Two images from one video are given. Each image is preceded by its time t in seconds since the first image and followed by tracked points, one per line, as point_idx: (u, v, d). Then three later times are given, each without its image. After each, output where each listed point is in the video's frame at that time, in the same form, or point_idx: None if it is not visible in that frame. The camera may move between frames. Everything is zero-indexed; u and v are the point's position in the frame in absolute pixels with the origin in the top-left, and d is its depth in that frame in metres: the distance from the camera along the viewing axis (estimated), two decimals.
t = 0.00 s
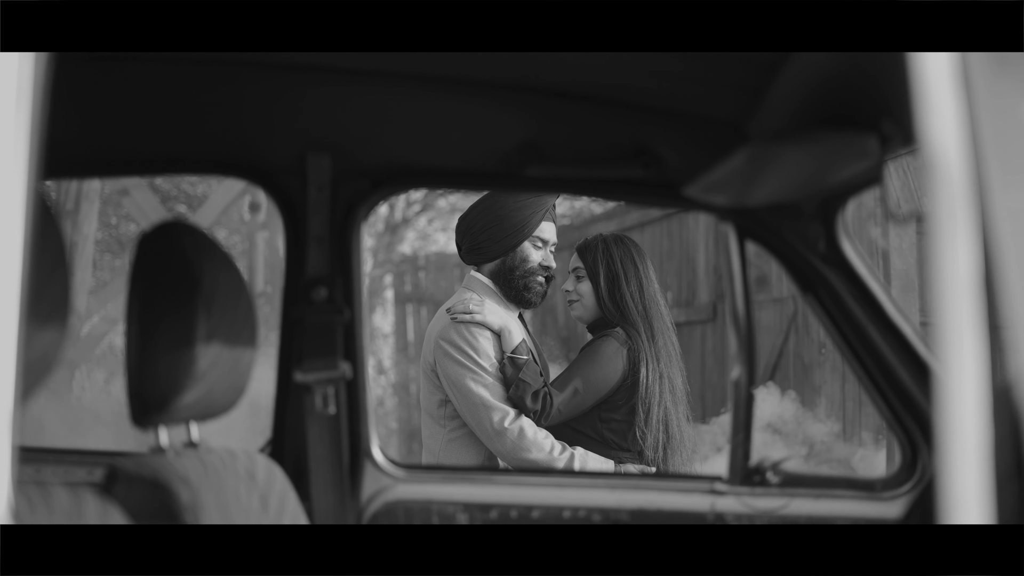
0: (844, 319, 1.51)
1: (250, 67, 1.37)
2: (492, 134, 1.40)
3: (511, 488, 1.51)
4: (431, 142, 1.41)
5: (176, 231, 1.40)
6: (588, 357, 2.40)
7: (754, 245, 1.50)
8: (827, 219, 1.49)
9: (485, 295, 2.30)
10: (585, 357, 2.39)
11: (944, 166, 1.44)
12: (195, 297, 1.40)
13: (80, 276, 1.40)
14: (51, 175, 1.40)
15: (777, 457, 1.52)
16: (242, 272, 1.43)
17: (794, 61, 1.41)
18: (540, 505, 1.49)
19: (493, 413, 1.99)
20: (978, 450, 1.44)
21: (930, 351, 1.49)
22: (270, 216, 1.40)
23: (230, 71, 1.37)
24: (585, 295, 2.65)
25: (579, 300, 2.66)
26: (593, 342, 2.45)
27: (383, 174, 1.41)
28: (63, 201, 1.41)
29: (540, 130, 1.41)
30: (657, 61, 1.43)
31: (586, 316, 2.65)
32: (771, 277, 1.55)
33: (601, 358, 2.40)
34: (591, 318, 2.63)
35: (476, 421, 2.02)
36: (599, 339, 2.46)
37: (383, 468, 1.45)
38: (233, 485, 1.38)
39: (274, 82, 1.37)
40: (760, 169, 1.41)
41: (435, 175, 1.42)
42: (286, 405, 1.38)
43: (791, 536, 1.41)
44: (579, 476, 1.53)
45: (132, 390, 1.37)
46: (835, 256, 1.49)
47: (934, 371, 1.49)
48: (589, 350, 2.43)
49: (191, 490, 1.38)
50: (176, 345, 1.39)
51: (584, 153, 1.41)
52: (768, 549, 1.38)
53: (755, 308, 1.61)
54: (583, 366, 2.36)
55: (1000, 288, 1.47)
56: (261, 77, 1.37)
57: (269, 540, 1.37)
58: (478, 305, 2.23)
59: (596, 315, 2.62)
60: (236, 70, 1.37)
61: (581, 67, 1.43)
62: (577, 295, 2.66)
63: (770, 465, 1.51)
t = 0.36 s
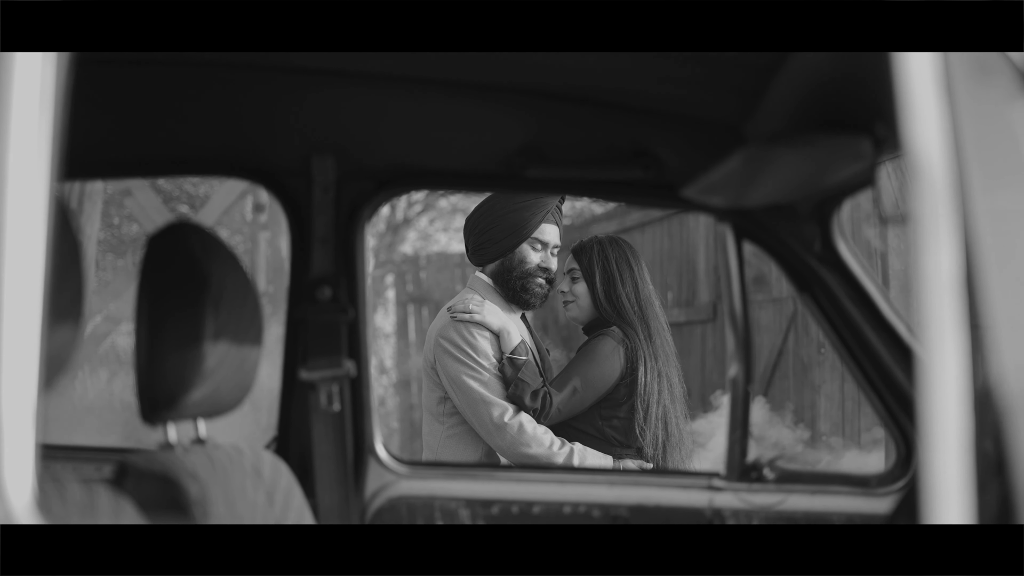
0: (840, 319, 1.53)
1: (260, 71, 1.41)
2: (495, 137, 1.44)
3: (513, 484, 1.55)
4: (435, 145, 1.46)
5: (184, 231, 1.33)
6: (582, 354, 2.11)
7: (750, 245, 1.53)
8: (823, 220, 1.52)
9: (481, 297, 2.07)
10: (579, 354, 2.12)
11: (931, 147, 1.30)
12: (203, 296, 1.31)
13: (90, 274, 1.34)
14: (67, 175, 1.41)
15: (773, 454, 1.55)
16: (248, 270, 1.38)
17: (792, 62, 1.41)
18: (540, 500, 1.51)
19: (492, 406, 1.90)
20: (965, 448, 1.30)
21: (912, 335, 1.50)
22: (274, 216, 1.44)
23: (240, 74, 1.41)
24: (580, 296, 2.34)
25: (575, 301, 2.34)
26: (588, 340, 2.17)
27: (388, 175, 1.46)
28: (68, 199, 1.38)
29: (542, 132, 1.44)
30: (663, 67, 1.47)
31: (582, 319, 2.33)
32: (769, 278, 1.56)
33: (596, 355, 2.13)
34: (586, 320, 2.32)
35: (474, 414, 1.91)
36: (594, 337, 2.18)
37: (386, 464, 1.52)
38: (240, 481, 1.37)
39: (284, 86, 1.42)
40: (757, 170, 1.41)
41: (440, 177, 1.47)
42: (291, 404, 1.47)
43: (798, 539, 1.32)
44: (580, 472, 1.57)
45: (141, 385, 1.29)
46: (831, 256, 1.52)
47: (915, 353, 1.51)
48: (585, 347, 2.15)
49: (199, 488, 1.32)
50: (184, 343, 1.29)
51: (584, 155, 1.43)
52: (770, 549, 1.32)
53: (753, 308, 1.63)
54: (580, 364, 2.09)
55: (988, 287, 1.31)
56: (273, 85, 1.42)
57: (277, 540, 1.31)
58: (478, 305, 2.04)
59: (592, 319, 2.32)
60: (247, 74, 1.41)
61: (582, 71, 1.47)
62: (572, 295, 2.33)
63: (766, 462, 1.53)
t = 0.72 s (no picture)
0: (835, 318, 1.55)
1: (267, 73, 1.43)
2: (499, 140, 1.46)
3: (513, 481, 1.58)
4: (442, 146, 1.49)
5: (193, 232, 1.35)
6: (581, 354, 2.10)
7: (748, 246, 1.56)
8: (819, 221, 1.56)
9: (482, 297, 2.04)
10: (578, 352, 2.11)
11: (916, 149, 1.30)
12: (209, 296, 1.34)
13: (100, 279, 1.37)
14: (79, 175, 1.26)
15: (768, 451, 1.57)
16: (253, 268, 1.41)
17: (788, 66, 1.43)
18: (541, 496, 1.54)
19: (493, 403, 1.93)
20: (946, 438, 1.29)
21: (896, 321, 1.55)
22: (281, 218, 1.50)
23: (247, 76, 1.43)
24: (575, 299, 2.26)
25: (568, 304, 2.26)
26: (584, 341, 2.14)
27: (389, 177, 1.49)
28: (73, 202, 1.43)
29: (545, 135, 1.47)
30: (671, 73, 1.48)
31: (576, 323, 2.25)
32: (769, 279, 1.58)
33: (594, 357, 2.10)
34: (581, 324, 2.24)
35: (474, 411, 1.94)
36: (590, 337, 2.15)
37: (389, 462, 1.54)
38: (246, 478, 1.38)
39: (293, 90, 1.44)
40: (752, 174, 1.44)
41: (442, 178, 1.50)
42: (296, 400, 1.49)
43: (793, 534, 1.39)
44: (580, 469, 1.60)
45: (151, 384, 1.33)
46: (826, 256, 1.55)
47: (898, 338, 1.55)
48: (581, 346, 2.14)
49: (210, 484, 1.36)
50: (191, 341, 1.32)
51: (583, 158, 1.46)
52: (771, 546, 1.36)
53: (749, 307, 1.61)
54: (579, 364, 2.08)
55: (969, 287, 1.35)
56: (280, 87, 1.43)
57: (283, 539, 1.32)
58: (478, 305, 2.01)
59: (588, 323, 2.22)
60: (254, 76, 1.43)
61: (585, 74, 1.49)
62: (566, 298, 2.25)
63: (763, 457, 1.56)
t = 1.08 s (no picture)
0: (832, 317, 1.56)
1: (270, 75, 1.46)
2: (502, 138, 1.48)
3: (515, 477, 1.58)
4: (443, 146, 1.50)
5: (201, 233, 1.39)
6: (580, 352, 2.14)
7: (746, 246, 1.59)
8: (815, 222, 1.57)
9: (483, 296, 2.06)
10: (577, 351, 2.15)
11: (900, 152, 1.37)
12: (217, 295, 1.37)
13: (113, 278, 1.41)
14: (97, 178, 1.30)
15: (765, 448, 1.62)
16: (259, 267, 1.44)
17: (783, 73, 1.46)
18: (542, 492, 1.54)
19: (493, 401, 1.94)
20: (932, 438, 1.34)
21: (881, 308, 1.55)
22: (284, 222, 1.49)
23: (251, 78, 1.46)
24: (572, 303, 2.31)
25: (567, 308, 2.31)
26: (584, 340, 2.18)
27: (394, 178, 1.50)
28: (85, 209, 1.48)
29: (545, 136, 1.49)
30: (679, 77, 1.49)
31: (576, 325, 2.31)
32: (768, 279, 1.61)
33: (593, 355, 2.15)
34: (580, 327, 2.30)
35: (475, 409, 1.94)
36: (589, 337, 2.20)
37: (394, 459, 1.54)
38: (252, 474, 1.41)
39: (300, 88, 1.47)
40: (748, 175, 1.48)
41: (443, 180, 1.51)
42: (301, 400, 1.48)
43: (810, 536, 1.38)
44: (580, 465, 1.61)
45: (160, 380, 1.37)
46: (823, 256, 1.56)
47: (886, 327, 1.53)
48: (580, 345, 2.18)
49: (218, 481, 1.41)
50: (200, 340, 1.36)
51: (583, 159, 1.49)
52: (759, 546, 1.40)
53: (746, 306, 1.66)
54: (578, 362, 2.12)
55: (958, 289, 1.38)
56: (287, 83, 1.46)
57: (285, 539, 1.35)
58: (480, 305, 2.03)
59: (585, 324, 2.28)
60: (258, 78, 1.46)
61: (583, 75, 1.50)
62: (564, 301, 2.31)
63: (760, 455, 1.61)
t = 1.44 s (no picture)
0: (829, 318, 1.59)
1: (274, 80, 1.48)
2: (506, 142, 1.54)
3: (517, 475, 1.59)
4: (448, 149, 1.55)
5: (208, 235, 1.41)
6: (581, 351, 2.16)
7: (745, 249, 1.62)
8: (812, 223, 1.60)
9: (485, 296, 2.08)
10: (578, 350, 2.17)
11: (890, 162, 1.36)
12: (224, 296, 1.39)
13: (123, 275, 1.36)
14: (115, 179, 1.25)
15: (763, 445, 1.64)
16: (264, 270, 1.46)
17: (779, 76, 1.47)
18: (544, 490, 1.54)
19: (495, 397, 1.97)
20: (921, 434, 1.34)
21: (873, 301, 1.59)
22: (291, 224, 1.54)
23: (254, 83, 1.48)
24: (569, 307, 2.32)
25: (563, 312, 2.32)
26: (583, 339, 2.20)
27: (397, 181, 1.56)
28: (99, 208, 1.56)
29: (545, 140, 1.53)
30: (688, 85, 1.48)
31: (573, 329, 2.31)
32: (767, 281, 1.64)
33: (593, 355, 2.16)
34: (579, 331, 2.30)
35: (476, 406, 1.97)
36: (589, 336, 2.21)
37: (397, 457, 1.61)
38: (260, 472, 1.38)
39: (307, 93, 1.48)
40: (746, 178, 1.51)
41: (447, 182, 1.58)
42: (307, 397, 1.57)
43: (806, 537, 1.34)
44: (581, 463, 1.63)
45: (169, 379, 1.39)
46: (819, 257, 1.59)
47: (877, 320, 1.58)
48: (580, 345, 2.20)
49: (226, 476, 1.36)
50: (208, 340, 1.38)
51: (585, 162, 1.53)
52: (774, 547, 1.34)
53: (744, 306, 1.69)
54: (579, 361, 2.15)
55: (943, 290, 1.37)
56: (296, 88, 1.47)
57: (295, 539, 1.26)
58: (481, 304, 2.05)
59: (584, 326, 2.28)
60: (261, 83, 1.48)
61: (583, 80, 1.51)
62: (563, 306, 2.31)
63: (759, 452, 1.62)
